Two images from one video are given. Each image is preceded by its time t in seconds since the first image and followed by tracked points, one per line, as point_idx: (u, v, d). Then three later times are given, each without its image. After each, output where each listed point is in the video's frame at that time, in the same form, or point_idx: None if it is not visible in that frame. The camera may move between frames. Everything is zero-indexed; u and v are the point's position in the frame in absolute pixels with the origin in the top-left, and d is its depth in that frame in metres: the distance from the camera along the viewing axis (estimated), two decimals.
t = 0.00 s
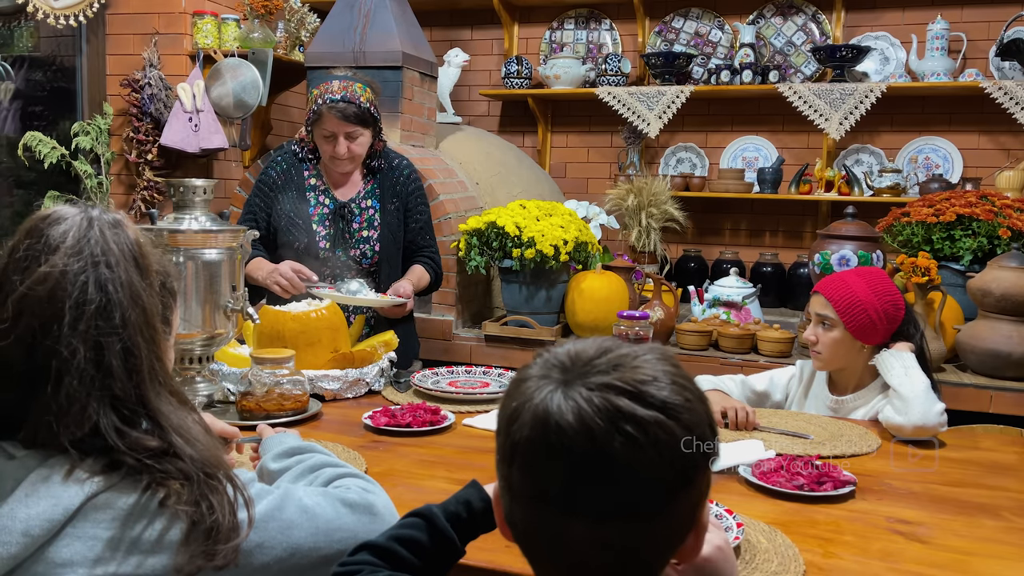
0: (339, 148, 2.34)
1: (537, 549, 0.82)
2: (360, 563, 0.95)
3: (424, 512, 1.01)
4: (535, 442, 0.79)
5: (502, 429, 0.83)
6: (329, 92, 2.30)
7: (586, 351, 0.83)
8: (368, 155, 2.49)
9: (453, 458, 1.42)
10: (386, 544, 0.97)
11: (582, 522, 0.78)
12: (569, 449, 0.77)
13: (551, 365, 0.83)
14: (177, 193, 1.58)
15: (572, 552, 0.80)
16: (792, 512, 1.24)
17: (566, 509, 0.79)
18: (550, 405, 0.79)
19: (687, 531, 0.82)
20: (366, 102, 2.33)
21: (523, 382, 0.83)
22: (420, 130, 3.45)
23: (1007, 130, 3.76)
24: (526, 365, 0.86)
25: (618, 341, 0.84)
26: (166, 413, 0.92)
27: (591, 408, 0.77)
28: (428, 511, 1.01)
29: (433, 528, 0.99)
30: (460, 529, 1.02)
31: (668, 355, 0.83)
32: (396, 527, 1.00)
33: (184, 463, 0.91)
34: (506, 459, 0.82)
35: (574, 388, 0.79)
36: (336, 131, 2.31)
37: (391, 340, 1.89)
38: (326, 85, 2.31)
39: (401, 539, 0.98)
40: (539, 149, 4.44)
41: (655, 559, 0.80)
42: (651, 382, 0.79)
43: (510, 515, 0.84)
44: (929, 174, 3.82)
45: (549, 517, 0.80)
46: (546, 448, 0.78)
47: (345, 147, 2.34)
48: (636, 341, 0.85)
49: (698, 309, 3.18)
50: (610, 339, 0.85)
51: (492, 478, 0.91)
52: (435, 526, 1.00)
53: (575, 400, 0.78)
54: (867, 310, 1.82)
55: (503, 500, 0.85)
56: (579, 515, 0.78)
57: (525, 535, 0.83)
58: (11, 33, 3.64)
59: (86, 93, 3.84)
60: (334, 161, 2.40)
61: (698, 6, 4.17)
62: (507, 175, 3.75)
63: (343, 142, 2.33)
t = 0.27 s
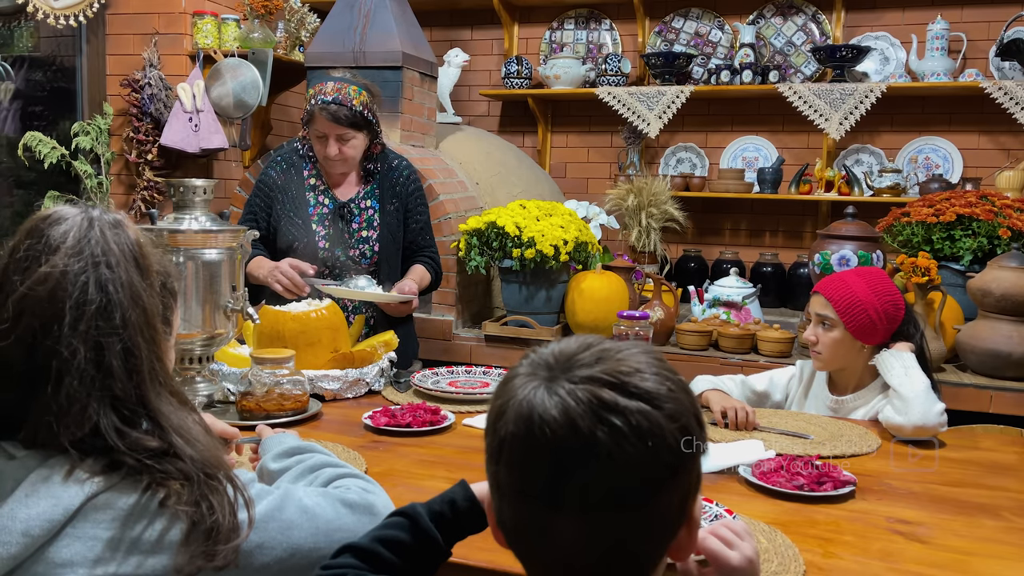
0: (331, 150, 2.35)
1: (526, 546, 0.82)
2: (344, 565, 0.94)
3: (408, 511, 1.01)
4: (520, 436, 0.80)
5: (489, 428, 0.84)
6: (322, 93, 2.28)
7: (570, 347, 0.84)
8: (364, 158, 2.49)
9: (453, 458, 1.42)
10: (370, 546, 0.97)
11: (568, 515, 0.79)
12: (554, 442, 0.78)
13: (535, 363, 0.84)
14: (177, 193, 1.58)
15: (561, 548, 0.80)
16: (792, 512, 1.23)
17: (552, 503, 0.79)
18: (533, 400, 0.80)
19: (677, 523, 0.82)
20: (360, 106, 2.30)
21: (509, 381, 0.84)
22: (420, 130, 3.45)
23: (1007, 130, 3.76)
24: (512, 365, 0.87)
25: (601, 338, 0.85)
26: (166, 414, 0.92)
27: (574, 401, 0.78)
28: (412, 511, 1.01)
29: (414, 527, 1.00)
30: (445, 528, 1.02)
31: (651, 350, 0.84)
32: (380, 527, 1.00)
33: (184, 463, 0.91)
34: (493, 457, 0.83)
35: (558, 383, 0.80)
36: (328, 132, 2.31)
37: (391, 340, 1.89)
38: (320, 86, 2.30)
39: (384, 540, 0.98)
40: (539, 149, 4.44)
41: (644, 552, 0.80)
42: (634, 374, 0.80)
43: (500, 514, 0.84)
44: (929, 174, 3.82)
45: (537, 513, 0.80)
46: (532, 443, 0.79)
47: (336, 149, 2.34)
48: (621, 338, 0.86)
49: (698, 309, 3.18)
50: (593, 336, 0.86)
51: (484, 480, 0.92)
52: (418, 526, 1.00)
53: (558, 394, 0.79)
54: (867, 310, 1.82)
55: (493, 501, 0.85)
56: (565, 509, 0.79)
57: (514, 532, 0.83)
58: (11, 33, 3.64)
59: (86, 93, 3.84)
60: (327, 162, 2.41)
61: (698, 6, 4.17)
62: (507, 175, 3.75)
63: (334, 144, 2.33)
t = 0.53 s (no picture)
0: (330, 150, 2.35)
1: (518, 554, 0.82)
2: (332, 562, 0.93)
3: (397, 508, 1.01)
4: (509, 444, 0.80)
5: (479, 436, 0.84)
6: (322, 93, 2.28)
7: (558, 353, 0.84)
8: (364, 159, 2.48)
9: (453, 458, 1.42)
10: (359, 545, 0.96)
11: (559, 522, 0.79)
12: (542, 449, 0.78)
13: (523, 370, 0.84)
14: (177, 193, 1.58)
15: (553, 554, 0.80)
16: (792, 512, 1.23)
17: (543, 511, 0.79)
18: (521, 408, 0.80)
19: (670, 527, 0.82)
20: (360, 106, 2.30)
21: (497, 388, 0.84)
22: (420, 130, 3.45)
23: (1007, 130, 3.75)
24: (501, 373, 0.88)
25: (589, 343, 0.86)
26: (166, 414, 0.92)
27: (562, 408, 0.78)
28: (401, 506, 1.01)
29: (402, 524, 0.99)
30: (434, 524, 1.01)
31: (639, 353, 0.85)
32: (368, 524, 0.99)
33: (184, 464, 0.91)
34: (484, 465, 0.83)
35: (546, 390, 0.80)
36: (329, 133, 2.31)
37: (391, 340, 1.89)
38: (320, 86, 2.30)
39: (372, 538, 0.97)
40: (539, 149, 4.43)
41: (636, 557, 0.80)
42: (622, 379, 0.80)
43: (492, 522, 0.84)
44: (929, 174, 3.82)
45: (528, 520, 0.80)
46: (521, 450, 0.79)
47: (336, 149, 2.34)
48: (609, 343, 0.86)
49: (698, 309, 3.18)
50: (581, 341, 0.87)
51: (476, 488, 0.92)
52: (406, 523, 0.99)
53: (545, 401, 0.79)
54: (867, 310, 1.83)
55: (485, 509, 0.85)
56: (555, 516, 0.79)
57: (507, 541, 0.83)
58: (11, 33, 3.64)
59: (86, 92, 3.84)
60: (326, 162, 2.41)
61: (698, 6, 4.17)
62: (507, 175, 3.75)
63: (334, 144, 2.33)
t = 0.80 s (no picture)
0: (331, 151, 2.34)
1: (517, 557, 0.82)
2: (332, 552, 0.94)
3: (396, 496, 1.00)
4: (503, 448, 0.80)
5: (476, 440, 0.84)
6: (323, 95, 2.27)
7: (552, 355, 0.84)
8: (364, 159, 2.47)
9: (453, 458, 1.42)
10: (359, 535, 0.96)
11: (555, 523, 0.79)
12: (536, 453, 0.78)
13: (518, 373, 0.84)
14: (177, 193, 1.58)
15: (551, 556, 0.80)
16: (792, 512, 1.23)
17: (539, 513, 0.79)
18: (514, 411, 0.80)
19: (668, 525, 0.82)
20: (361, 107, 2.30)
21: (492, 393, 0.84)
22: (420, 130, 3.45)
23: (1007, 130, 3.75)
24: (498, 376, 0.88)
25: (584, 343, 0.86)
26: (167, 414, 0.92)
27: (555, 411, 0.79)
28: (401, 495, 1.00)
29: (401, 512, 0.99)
30: (436, 513, 1.00)
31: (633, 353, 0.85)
32: (367, 513, 0.99)
33: (184, 463, 0.91)
34: (481, 469, 0.83)
35: (539, 393, 0.80)
36: (329, 135, 2.31)
37: (391, 340, 1.89)
38: (320, 88, 2.29)
39: (371, 527, 0.97)
40: (539, 149, 4.44)
41: (634, 557, 0.80)
42: (615, 380, 0.80)
43: (491, 525, 0.85)
44: (929, 174, 3.82)
45: (525, 523, 0.80)
46: (516, 454, 0.79)
47: (337, 150, 2.34)
48: (603, 344, 0.86)
49: (698, 309, 3.18)
50: (576, 342, 0.87)
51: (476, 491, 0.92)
52: (406, 511, 0.99)
53: (538, 404, 0.80)
54: (867, 310, 1.83)
55: (484, 512, 0.85)
56: (551, 518, 0.79)
57: (507, 544, 0.83)
58: (11, 33, 3.64)
59: (86, 92, 3.84)
60: (326, 163, 2.40)
61: (698, 6, 4.17)
62: (507, 175, 3.75)
63: (334, 146, 2.33)
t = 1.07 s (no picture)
0: (335, 152, 2.35)
1: (524, 558, 0.83)
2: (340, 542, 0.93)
3: (406, 488, 0.98)
4: (510, 450, 0.81)
5: (485, 442, 0.85)
6: (327, 95, 2.28)
7: (559, 357, 0.84)
8: (366, 159, 2.49)
9: (453, 458, 1.42)
10: (370, 527, 0.94)
11: (560, 525, 0.79)
12: (541, 455, 0.79)
13: (526, 375, 0.84)
14: (177, 193, 1.58)
15: (557, 558, 0.80)
16: (792, 512, 1.23)
17: (545, 514, 0.79)
18: (521, 414, 0.81)
19: (676, 527, 0.82)
20: (365, 107, 2.31)
21: (501, 394, 0.85)
22: (420, 130, 3.44)
23: (1007, 130, 3.76)
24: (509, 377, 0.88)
25: (594, 345, 0.86)
26: (167, 414, 0.92)
27: (559, 414, 0.79)
28: (410, 487, 0.99)
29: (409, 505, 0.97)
30: (444, 505, 0.99)
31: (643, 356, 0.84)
32: (377, 504, 0.97)
33: (184, 463, 0.91)
34: (490, 470, 0.84)
35: (544, 396, 0.81)
36: (333, 135, 2.31)
37: (391, 340, 1.89)
38: (325, 88, 2.30)
39: (380, 519, 0.95)
40: (539, 149, 4.44)
41: (640, 560, 0.80)
42: (621, 383, 0.80)
43: (500, 526, 0.85)
44: (929, 174, 3.82)
45: (531, 525, 0.80)
46: (522, 456, 0.80)
47: (340, 151, 2.35)
48: (613, 345, 0.86)
49: (699, 309, 3.18)
50: (586, 344, 0.87)
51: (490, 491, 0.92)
52: (415, 503, 0.97)
53: (544, 407, 0.80)
54: (867, 310, 1.83)
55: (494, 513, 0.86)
56: (556, 520, 0.79)
57: (515, 544, 0.83)
58: (11, 33, 3.65)
59: (86, 93, 3.84)
60: (329, 163, 2.41)
61: (698, 6, 4.17)
62: (507, 175, 3.74)
63: (338, 146, 2.33)
